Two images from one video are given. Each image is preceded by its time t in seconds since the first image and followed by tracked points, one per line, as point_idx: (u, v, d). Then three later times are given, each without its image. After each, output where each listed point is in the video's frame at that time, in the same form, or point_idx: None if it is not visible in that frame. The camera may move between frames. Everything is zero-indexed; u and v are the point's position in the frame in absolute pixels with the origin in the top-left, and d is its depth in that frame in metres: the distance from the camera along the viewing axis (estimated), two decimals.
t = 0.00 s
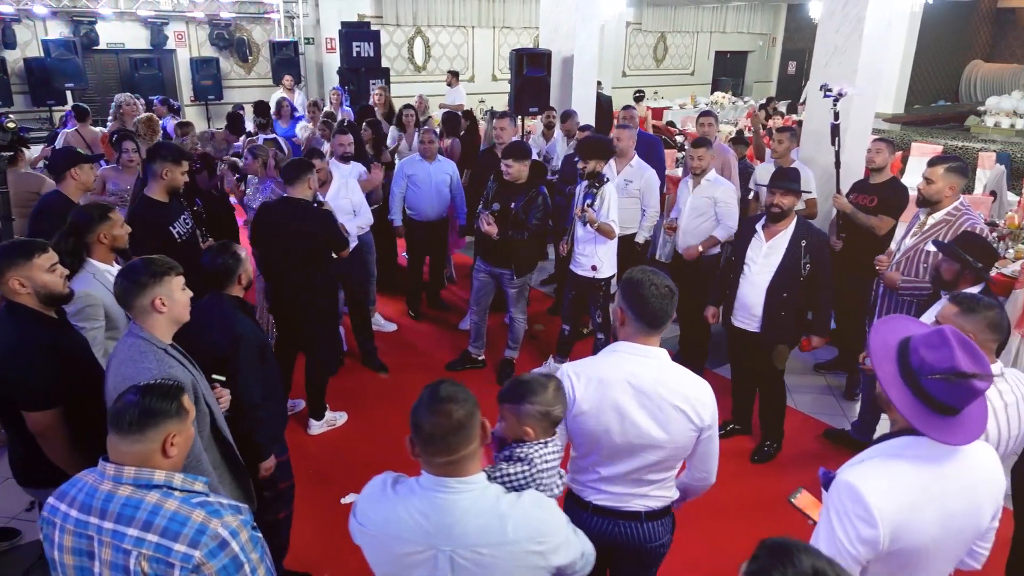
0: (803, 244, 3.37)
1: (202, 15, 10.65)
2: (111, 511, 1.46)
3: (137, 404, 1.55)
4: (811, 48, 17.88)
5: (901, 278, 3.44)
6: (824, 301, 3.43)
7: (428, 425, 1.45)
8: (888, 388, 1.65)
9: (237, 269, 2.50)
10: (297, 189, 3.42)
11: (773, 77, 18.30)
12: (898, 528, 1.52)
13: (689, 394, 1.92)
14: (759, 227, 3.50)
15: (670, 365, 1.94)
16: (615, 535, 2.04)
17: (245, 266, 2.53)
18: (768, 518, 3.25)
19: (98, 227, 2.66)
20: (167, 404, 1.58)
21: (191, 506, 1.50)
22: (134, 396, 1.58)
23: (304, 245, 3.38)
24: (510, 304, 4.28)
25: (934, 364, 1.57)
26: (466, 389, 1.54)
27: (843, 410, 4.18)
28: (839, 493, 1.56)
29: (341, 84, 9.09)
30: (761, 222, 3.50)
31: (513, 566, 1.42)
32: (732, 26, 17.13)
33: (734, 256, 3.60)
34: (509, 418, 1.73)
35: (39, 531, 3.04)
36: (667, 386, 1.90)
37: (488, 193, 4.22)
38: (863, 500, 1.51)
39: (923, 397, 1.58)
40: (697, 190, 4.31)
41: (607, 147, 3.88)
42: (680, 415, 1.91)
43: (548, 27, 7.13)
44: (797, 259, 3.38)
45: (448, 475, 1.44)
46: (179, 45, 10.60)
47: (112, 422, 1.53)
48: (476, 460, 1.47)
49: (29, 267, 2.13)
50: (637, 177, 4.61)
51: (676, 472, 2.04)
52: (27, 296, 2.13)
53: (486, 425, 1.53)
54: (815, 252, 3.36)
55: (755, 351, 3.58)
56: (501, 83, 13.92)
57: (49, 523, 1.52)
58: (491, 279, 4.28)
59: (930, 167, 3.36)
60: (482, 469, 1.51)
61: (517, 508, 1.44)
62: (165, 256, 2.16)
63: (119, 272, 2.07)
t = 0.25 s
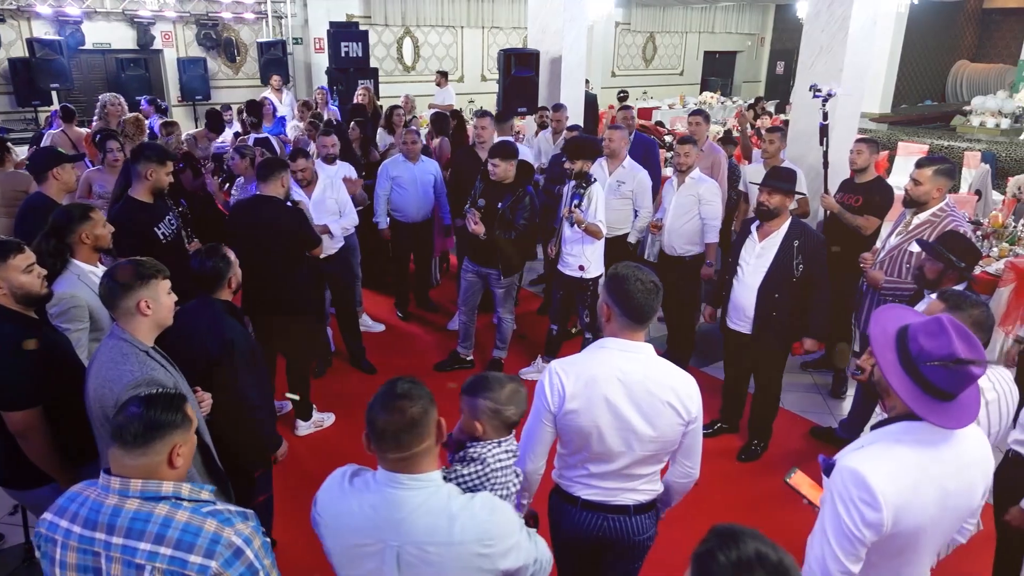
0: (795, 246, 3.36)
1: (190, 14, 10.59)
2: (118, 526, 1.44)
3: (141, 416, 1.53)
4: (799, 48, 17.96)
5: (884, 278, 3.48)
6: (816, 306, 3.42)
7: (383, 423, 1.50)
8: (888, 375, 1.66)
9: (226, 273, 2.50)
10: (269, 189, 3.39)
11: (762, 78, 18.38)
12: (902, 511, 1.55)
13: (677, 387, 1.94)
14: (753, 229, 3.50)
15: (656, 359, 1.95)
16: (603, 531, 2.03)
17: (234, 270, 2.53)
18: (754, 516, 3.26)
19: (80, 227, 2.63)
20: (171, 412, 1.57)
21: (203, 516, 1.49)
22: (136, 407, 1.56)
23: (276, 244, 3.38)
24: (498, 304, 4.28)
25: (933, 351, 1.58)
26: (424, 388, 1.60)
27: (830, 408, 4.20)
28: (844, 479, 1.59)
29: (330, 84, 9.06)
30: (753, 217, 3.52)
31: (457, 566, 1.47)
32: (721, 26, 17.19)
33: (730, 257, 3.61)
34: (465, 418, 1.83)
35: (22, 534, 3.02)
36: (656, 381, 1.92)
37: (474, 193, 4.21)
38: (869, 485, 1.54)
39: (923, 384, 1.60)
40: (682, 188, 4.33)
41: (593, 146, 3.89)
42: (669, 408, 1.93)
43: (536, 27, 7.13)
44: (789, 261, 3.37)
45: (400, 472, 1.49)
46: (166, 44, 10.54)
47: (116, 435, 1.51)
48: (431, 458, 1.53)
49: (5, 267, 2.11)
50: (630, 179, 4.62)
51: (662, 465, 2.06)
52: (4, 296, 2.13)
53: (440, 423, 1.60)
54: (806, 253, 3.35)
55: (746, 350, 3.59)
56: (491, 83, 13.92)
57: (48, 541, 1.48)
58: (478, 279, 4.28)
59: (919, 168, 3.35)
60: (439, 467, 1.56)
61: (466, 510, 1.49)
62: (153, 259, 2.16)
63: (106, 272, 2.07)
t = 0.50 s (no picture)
0: (787, 248, 3.34)
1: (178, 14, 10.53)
2: (134, 538, 1.43)
3: (158, 425, 1.52)
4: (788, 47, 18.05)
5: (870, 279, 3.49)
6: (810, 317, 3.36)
7: (357, 419, 1.53)
8: (889, 365, 1.73)
9: (218, 277, 2.48)
10: (252, 188, 3.38)
11: (752, 78, 18.45)
12: (908, 498, 1.61)
13: (660, 391, 1.93)
14: (748, 232, 3.51)
15: (640, 362, 1.95)
16: (587, 534, 2.03)
17: (225, 275, 2.51)
18: (740, 514, 3.27)
19: (65, 230, 2.62)
20: (188, 422, 1.57)
21: (219, 529, 1.48)
22: (152, 418, 1.54)
23: (259, 249, 3.36)
24: (487, 304, 4.29)
25: (931, 342, 1.65)
26: (398, 385, 1.62)
27: (817, 406, 4.22)
28: (851, 470, 1.64)
29: (319, 84, 9.03)
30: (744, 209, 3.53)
31: (426, 566, 1.49)
32: (711, 26, 17.25)
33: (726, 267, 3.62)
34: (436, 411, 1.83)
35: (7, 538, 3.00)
36: (638, 384, 1.91)
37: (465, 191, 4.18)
38: (876, 475, 1.59)
39: (922, 374, 1.66)
40: (673, 188, 4.35)
41: (582, 146, 3.88)
42: (650, 412, 1.93)
43: (525, 27, 7.13)
44: (781, 262, 3.35)
45: (373, 469, 1.53)
46: (155, 45, 10.49)
47: (132, 446, 1.50)
48: (403, 457, 1.56)
49: None
50: (618, 179, 4.64)
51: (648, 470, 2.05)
52: None
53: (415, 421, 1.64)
54: (797, 254, 3.33)
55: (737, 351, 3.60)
56: (481, 84, 13.91)
57: (56, 553, 1.47)
58: (466, 279, 4.27)
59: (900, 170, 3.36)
60: (412, 465, 1.59)
61: (436, 509, 1.51)
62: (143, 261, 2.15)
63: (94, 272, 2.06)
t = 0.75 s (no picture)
0: (773, 248, 3.35)
1: (165, 14, 10.47)
2: (139, 549, 1.40)
3: (160, 433, 1.50)
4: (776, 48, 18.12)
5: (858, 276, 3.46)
6: (794, 315, 3.36)
7: (340, 418, 1.53)
8: (885, 357, 1.72)
9: (208, 281, 2.46)
10: (240, 189, 3.36)
11: (741, 78, 18.52)
12: (905, 484, 1.62)
13: (628, 389, 1.93)
14: (739, 232, 3.53)
15: (610, 358, 1.96)
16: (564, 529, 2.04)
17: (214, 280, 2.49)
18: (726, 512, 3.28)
19: (50, 233, 2.59)
20: (188, 427, 1.55)
21: (225, 536, 1.47)
22: (151, 427, 1.52)
23: (247, 251, 3.36)
24: (476, 304, 4.28)
25: (924, 332, 1.66)
26: (381, 386, 1.63)
27: (804, 405, 4.24)
28: (849, 457, 1.65)
29: (308, 84, 9.00)
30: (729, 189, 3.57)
31: (408, 565, 1.49)
32: (700, 27, 17.30)
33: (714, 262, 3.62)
34: (421, 413, 1.82)
35: None
36: (604, 381, 1.92)
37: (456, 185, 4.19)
38: (876, 461, 1.60)
39: (915, 364, 1.67)
40: (665, 189, 4.38)
41: (570, 146, 3.88)
42: (616, 409, 1.93)
43: (514, 27, 7.12)
44: (766, 261, 3.36)
45: (356, 468, 1.53)
46: (142, 44, 10.42)
47: (133, 456, 1.47)
48: (387, 456, 1.56)
49: None
50: (602, 177, 4.66)
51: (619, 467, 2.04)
52: None
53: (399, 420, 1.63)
54: (783, 255, 3.33)
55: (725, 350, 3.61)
56: (471, 84, 13.91)
57: (54, 569, 1.42)
58: (455, 280, 4.27)
59: (881, 167, 3.40)
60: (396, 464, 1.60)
61: (419, 507, 1.52)
62: (135, 267, 2.15)
63: (88, 282, 2.05)
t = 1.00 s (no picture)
0: (760, 249, 3.36)
1: (153, 13, 10.41)
2: (128, 557, 1.39)
3: (145, 441, 1.48)
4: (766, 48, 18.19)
5: (840, 270, 3.45)
6: (781, 314, 3.38)
7: (326, 419, 1.53)
8: (871, 352, 1.73)
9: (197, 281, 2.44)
10: (234, 190, 3.33)
11: (731, 78, 18.58)
12: (891, 476, 1.64)
13: (588, 383, 1.94)
14: (727, 231, 3.55)
15: (574, 352, 1.98)
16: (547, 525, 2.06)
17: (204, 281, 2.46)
18: (712, 509, 3.30)
19: (38, 235, 2.59)
20: (172, 432, 1.53)
21: (215, 541, 1.46)
22: (134, 434, 1.49)
23: (247, 249, 3.34)
24: (465, 304, 4.28)
25: (911, 327, 1.67)
26: (368, 386, 1.63)
27: (793, 404, 4.25)
28: (836, 450, 1.66)
29: (298, 84, 8.97)
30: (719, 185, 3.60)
31: (392, 565, 1.49)
32: (690, 27, 17.35)
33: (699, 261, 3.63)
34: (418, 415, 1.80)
35: None
36: (564, 373, 1.94)
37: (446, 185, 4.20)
38: (863, 454, 1.61)
39: (902, 359, 1.68)
40: (661, 190, 4.36)
41: (558, 146, 3.88)
42: (575, 401, 1.94)
43: (504, 27, 7.12)
44: (752, 261, 3.38)
45: (342, 468, 1.53)
46: (130, 44, 10.35)
47: (119, 463, 1.45)
48: (373, 457, 1.56)
49: None
50: (585, 176, 4.68)
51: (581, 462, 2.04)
52: None
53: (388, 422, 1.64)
54: (769, 255, 3.34)
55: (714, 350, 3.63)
56: (461, 84, 13.90)
57: None
58: (445, 280, 4.27)
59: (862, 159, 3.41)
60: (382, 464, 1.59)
61: (406, 508, 1.51)
62: (128, 273, 2.11)
63: (81, 293, 2.01)
